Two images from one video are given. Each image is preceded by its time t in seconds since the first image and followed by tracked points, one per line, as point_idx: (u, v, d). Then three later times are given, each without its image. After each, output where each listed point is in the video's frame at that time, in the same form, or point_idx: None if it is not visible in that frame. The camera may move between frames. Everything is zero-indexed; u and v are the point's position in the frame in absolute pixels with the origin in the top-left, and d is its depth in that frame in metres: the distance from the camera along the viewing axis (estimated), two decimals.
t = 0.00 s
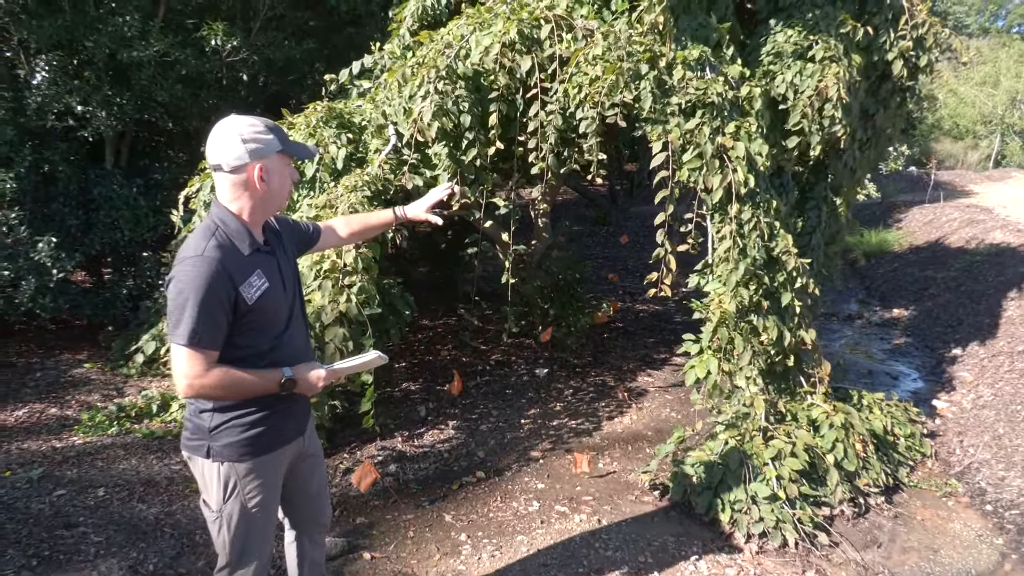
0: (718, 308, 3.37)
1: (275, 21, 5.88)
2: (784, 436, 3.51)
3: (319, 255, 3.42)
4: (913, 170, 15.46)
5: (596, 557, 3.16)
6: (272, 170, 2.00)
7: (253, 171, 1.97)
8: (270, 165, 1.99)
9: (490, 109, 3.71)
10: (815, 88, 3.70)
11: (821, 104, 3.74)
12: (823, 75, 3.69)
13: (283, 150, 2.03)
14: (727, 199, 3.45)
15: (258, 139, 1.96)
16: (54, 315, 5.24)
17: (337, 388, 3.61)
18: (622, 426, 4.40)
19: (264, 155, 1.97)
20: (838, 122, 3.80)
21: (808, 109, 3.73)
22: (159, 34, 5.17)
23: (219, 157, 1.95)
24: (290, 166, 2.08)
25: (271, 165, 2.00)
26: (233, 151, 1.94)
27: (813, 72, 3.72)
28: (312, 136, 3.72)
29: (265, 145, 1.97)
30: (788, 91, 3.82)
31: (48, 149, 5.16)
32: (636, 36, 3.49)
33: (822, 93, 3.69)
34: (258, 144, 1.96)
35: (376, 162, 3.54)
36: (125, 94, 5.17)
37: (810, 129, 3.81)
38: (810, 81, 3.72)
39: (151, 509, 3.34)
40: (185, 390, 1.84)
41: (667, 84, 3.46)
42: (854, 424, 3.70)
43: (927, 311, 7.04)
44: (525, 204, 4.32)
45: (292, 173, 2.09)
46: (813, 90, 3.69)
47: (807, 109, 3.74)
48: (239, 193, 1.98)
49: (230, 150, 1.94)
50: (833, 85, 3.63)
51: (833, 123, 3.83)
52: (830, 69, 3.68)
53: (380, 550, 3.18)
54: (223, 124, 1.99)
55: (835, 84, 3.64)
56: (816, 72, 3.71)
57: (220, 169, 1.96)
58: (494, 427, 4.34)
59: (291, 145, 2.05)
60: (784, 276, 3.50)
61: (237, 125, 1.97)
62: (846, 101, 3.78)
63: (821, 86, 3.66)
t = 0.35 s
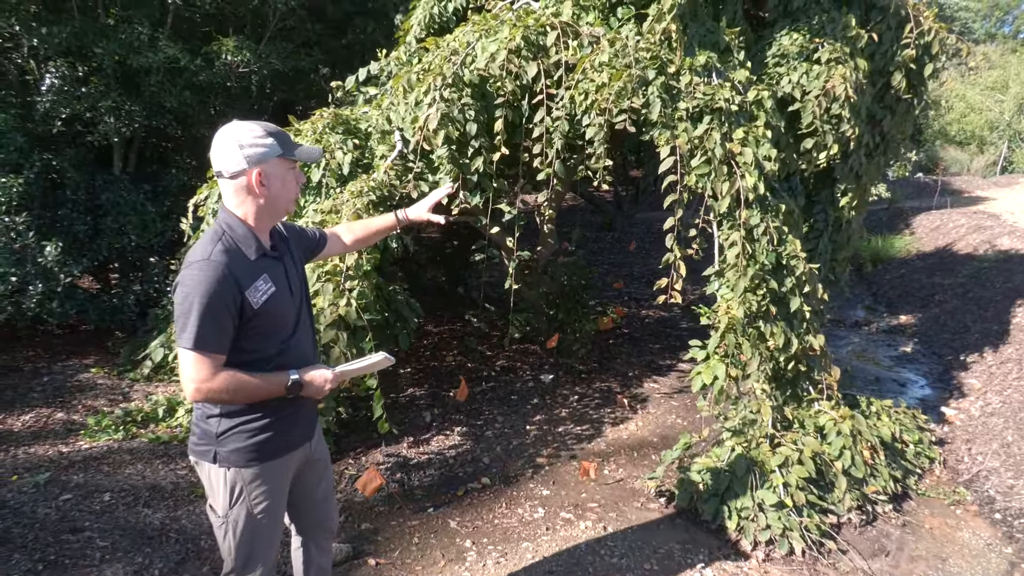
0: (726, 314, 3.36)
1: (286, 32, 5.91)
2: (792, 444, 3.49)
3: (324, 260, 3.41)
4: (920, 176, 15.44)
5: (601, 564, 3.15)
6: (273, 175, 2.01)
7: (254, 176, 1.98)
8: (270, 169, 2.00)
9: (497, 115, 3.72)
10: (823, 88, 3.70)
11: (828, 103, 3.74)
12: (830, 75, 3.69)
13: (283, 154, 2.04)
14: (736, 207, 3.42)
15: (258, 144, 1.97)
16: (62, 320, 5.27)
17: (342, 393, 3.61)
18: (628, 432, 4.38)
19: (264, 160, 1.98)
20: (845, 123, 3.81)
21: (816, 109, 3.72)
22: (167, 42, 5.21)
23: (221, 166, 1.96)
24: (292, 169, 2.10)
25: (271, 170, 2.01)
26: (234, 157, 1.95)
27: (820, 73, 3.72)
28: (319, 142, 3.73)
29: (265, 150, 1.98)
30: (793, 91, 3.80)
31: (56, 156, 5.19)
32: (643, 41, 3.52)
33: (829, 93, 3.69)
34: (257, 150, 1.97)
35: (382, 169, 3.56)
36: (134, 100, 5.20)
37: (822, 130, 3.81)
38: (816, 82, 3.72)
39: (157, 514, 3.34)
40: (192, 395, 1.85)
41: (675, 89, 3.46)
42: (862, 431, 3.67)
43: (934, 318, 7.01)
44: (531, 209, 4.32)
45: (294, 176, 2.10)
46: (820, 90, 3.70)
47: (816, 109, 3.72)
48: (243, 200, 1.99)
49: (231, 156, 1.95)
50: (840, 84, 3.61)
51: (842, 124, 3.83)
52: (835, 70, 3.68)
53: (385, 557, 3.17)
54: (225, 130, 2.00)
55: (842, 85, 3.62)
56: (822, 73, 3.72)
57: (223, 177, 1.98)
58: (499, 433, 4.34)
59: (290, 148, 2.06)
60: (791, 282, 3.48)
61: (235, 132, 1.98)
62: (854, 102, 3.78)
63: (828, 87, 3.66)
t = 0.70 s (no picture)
0: (733, 318, 3.38)
1: (301, 39, 6.03)
2: (800, 448, 3.47)
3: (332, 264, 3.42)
4: (930, 180, 15.34)
5: (609, 569, 3.13)
6: (277, 179, 2.01)
7: (256, 180, 1.98)
8: (272, 173, 2.00)
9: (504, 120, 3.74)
10: (837, 98, 3.70)
11: (844, 114, 3.74)
12: (845, 85, 3.68)
13: (288, 159, 2.03)
14: (740, 209, 3.44)
15: (261, 149, 1.97)
16: (72, 324, 5.31)
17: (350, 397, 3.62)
18: (635, 437, 4.37)
19: (267, 165, 1.98)
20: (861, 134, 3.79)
21: (831, 121, 3.72)
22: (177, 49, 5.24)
23: (227, 169, 1.98)
24: (298, 173, 2.09)
25: (274, 175, 2.00)
26: (238, 162, 1.97)
27: (834, 82, 3.71)
28: (327, 147, 3.75)
29: (269, 154, 1.98)
30: (807, 99, 3.77)
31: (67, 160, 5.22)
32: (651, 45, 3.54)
33: (843, 103, 3.69)
34: (261, 154, 1.97)
35: (389, 174, 3.54)
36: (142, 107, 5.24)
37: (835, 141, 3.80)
38: (831, 91, 3.71)
39: (166, 517, 3.36)
40: (190, 397, 1.85)
41: (684, 90, 3.46)
42: (872, 436, 3.64)
43: (945, 323, 6.97)
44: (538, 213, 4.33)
45: (300, 180, 2.09)
46: (835, 102, 3.69)
47: (830, 121, 3.73)
48: (248, 203, 2.00)
49: (235, 160, 1.97)
50: (855, 96, 3.61)
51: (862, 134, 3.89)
52: (851, 80, 3.67)
53: (392, 561, 3.17)
54: (233, 134, 2.01)
55: (858, 95, 3.60)
56: (836, 82, 3.71)
57: (229, 181, 2.00)
58: (506, 436, 4.34)
59: (296, 152, 2.05)
60: (798, 287, 3.46)
61: (242, 135, 1.99)
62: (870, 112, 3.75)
63: (843, 97, 3.65)
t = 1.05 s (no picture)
0: (736, 320, 3.34)
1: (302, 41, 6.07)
2: (803, 450, 3.50)
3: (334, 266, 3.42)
4: (935, 181, 15.30)
5: (611, 571, 3.13)
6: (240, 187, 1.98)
7: (218, 189, 2.01)
8: (229, 180, 1.98)
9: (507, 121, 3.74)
10: (841, 105, 3.72)
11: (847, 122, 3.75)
12: (848, 91, 3.70)
13: (241, 164, 1.97)
14: (743, 212, 3.45)
15: (217, 159, 1.99)
16: (76, 325, 5.33)
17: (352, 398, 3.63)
18: (638, 438, 4.36)
19: (221, 174, 1.98)
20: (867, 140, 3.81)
21: (836, 129, 3.74)
22: (183, 51, 5.26)
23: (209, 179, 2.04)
24: (269, 180, 2.00)
25: (231, 181, 1.98)
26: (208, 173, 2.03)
27: (837, 89, 3.75)
28: (330, 149, 3.76)
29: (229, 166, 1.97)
30: (810, 107, 3.84)
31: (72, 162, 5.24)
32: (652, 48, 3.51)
33: (847, 110, 3.71)
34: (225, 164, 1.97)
35: (392, 175, 3.58)
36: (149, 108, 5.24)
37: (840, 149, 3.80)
38: (835, 98, 3.75)
39: (169, 519, 3.36)
40: (182, 396, 1.86)
41: (683, 98, 3.45)
42: (875, 438, 3.63)
43: (949, 324, 6.95)
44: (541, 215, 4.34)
45: (269, 182, 1.99)
46: (839, 108, 3.72)
47: (835, 128, 3.75)
48: (227, 208, 2.04)
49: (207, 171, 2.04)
50: (859, 103, 3.63)
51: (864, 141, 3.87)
52: (854, 86, 3.69)
53: (395, 562, 3.17)
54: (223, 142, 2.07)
55: (862, 101, 3.63)
56: (840, 88, 3.74)
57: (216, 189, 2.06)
58: (509, 438, 4.34)
59: (256, 158, 1.98)
60: (801, 290, 3.45)
61: (215, 146, 2.01)
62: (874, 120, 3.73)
63: (846, 103, 3.68)
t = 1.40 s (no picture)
0: (733, 321, 3.33)
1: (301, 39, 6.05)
2: (803, 451, 3.48)
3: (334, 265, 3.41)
4: (936, 181, 15.28)
5: (612, 571, 3.13)
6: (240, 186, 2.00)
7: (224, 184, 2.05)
8: (228, 176, 2.01)
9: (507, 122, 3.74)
10: (833, 106, 3.70)
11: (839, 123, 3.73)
12: (842, 93, 3.68)
13: (232, 161, 1.98)
14: (741, 213, 3.45)
15: (223, 155, 2.03)
16: (77, 326, 5.33)
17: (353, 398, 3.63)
18: (638, 439, 4.37)
19: (223, 170, 2.02)
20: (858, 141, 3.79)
21: (827, 129, 3.70)
22: (184, 51, 5.27)
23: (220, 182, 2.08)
24: (267, 180, 2.00)
25: (228, 177, 2.01)
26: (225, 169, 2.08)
27: (833, 90, 3.72)
28: (330, 149, 3.74)
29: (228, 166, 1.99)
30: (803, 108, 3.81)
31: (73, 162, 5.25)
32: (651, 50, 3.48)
33: (839, 111, 3.69)
34: (226, 164, 1.99)
35: (394, 176, 3.58)
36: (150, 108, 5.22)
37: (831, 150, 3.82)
38: (828, 99, 3.73)
39: (170, 519, 3.36)
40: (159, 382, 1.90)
41: (684, 98, 3.46)
42: (875, 438, 3.63)
43: (951, 324, 6.94)
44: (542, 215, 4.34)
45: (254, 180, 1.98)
46: (831, 110, 3.69)
47: (825, 130, 3.71)
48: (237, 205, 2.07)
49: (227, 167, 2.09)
50: (851, 105, 3.60)
51: (854, 144, 3.82)
52: (848, 88, 3.65)
53: (396, 562, 3.18)
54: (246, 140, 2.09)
55: (854, 104, 3.60)
56: (834, 90, 3.71)
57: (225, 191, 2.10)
58: (510, 438, 4.34)
59: (243, 155, 1.97)
60: (799, 291, 3.46)
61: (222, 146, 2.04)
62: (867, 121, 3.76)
63: (840, 106, 3.65)
